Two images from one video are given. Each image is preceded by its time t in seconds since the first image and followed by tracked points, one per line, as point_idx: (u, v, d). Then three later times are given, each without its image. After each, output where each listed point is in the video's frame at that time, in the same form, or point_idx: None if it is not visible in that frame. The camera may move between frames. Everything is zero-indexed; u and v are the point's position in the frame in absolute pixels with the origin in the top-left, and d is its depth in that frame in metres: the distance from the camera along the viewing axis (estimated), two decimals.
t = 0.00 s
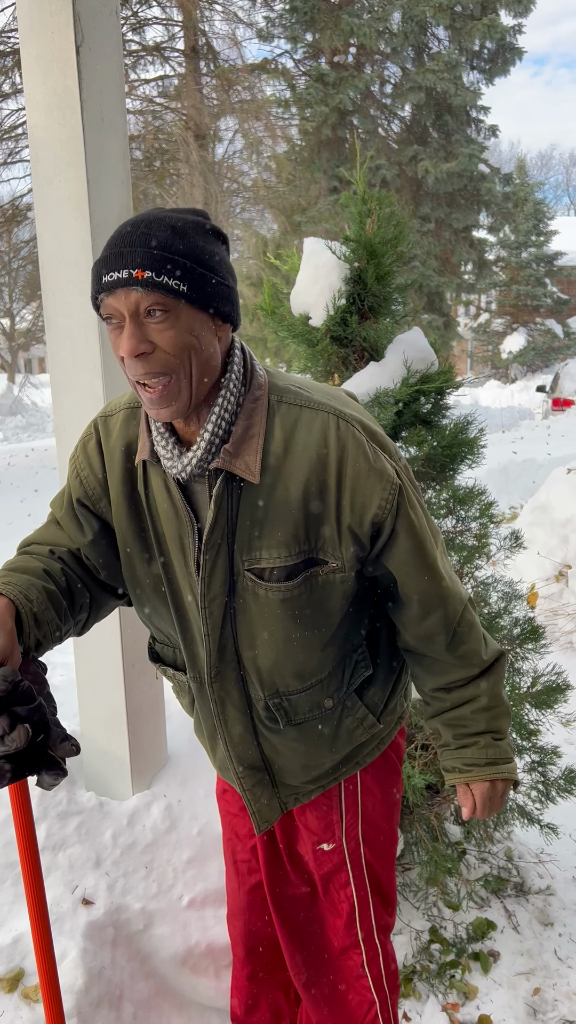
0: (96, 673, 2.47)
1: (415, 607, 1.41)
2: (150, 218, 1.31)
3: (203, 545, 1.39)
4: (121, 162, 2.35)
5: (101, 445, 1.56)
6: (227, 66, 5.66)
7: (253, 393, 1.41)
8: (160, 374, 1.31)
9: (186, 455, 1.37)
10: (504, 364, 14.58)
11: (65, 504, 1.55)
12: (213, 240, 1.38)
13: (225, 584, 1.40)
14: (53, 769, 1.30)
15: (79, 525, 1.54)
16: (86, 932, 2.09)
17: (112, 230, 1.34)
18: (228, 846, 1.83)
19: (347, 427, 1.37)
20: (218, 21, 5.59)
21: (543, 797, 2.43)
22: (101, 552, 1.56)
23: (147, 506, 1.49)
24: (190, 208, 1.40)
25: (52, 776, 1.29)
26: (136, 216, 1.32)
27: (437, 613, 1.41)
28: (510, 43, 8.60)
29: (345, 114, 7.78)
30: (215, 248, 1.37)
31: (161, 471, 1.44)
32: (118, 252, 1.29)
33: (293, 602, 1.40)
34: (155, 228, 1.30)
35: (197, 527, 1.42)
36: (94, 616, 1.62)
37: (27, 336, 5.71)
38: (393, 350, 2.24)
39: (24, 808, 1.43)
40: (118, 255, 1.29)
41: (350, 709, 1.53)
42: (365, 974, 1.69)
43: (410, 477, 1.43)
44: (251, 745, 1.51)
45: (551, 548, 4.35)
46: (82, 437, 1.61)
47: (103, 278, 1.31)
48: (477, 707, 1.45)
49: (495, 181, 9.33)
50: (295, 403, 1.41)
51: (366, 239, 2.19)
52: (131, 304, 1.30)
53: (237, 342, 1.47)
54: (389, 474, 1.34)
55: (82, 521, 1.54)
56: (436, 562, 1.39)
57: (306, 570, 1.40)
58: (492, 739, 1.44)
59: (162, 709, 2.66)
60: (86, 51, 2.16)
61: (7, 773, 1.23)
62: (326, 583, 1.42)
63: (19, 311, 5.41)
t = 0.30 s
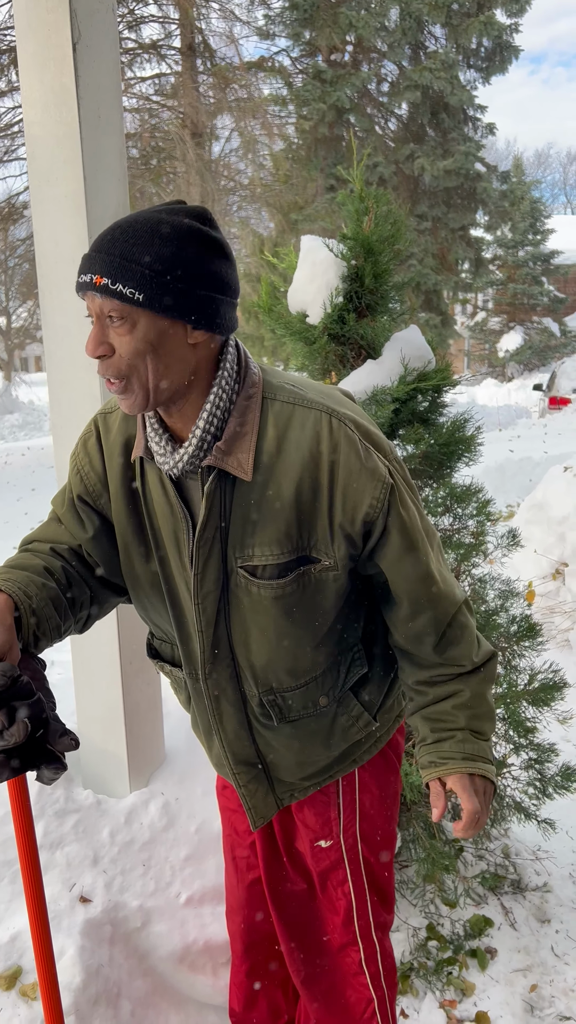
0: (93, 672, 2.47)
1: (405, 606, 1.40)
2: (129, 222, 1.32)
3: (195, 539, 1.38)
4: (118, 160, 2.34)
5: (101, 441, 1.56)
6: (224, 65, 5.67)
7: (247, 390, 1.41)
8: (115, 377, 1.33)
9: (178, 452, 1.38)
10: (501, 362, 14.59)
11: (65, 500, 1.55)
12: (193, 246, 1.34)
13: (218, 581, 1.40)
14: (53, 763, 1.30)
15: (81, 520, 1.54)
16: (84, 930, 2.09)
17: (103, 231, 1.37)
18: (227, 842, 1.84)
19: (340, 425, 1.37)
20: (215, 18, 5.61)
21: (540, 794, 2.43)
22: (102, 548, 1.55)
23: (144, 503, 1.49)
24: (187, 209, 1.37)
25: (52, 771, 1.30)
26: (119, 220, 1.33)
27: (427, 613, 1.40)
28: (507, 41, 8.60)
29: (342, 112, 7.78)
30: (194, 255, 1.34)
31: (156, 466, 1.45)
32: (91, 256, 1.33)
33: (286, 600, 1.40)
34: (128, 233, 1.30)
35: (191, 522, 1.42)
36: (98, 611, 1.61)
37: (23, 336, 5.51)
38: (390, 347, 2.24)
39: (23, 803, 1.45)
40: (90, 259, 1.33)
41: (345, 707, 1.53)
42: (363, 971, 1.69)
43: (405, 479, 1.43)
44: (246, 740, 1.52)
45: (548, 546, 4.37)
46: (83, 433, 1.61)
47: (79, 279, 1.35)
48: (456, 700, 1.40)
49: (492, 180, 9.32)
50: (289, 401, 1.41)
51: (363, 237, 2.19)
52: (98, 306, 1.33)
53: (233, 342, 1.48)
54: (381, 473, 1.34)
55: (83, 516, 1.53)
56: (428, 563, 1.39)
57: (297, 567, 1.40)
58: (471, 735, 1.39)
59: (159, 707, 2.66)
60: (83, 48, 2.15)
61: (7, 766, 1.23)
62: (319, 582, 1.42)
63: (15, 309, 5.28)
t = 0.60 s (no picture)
0: (89, 671, 2.47)
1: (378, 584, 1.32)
2: (156, 214, 1.32)
3: (195, 530, 1.38)
4: (114, 159, 2.33)
5: (100, 439, 1.56)
6: (220, 65, 5.68)
7: (246, 386, 1.41)
8: (165, 369, 1.31)
9: (182, 446, 1.38)
10: (498, 361, 14.60)
11: (64, 499, 1.56)
12: (213, 238, 1.38)
13: (217, 574, 1.40)
14: (59, 770, 1.32)
15: (81, 520, 1.54)
16: (80, 930, 2.08)
17: (116, 226, 1.35)
18: (223, 841, 1.84)
19: (333, 419, 1.35)
20: (211, 18, 5.57)
21: (536, 793, 2.43)
22: (103, 546, 1.56)
23: (144, 498, 1.48)
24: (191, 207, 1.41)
25: (58, 778, 1.32)
26: (136, 213, 1.32)
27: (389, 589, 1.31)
28: (504, 40, 8.61)
29: (339, 111, 7.79)
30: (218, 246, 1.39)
31: (158, 462, 1.44)
32: (123, 249, 1.30)
33: (276, 597, 1.41)
34: (163, 223, 1.30)
35: (192, 517, 1.41)
36: (95, 611, 1.60)
37: (18, 334, 5.71)
38: (387, 346, 2.26)
39: (26, 803, 1.44)
40: (124, 251, 1.30)
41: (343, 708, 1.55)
42: (359, 967, 1.69)
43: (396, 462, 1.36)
44: (245, 736, 1.52)
45: (544, 545, 4.37)
46: (81, 430, 1.60)
47: (109, 273, 1.31)
48: (377, 640, 1.23)
49: (488, 179, 9.31)
50: (285, 396, 1.40)
51: (360, 238, 2.20)
52: (138, 299, 1.31)
53: (233, 335, 1.47)
54: (365, 453, 1.32)
55: (83, 514, 1.54)
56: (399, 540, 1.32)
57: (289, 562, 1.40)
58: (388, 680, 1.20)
59: (156, 707, 2.65)
60: (78, 47, 2.15)
61: (15, 773, 1.25)
62: (308, 583, 1.42)
63: (11, 308, 5.44)
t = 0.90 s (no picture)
0: (85, 672, 2.46)
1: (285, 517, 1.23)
2: (162, 221, 1.31)
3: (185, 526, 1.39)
4: (108, 159, 2.33)
5: (102, 434, 1.58)
6: (217, 65, 5.67)
7: (242, 384, 1.40)
8: (192, 377, 1.31)
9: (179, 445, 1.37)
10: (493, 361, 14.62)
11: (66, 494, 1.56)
12: (214, 242, 1.40)
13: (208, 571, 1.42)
14: (69, 771, 1.30)
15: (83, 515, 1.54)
16: (75, 931, 2.08)
17: (120, 236, 1.31)
18: (219, 839, 1.84)
19: (297, 410, 1.34)
20: (207, 18, 5.56)
21: (532, 794, 2.43)
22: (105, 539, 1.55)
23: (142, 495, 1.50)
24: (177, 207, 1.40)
25: (68, 780, 1.31)
26: (142, 221, 1.30)
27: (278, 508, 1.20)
28: (500, 40, 8.62)
29: (335, 111, 7.80)
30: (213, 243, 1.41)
31: (153, 459, 1.44)
32: (142, 260, 1.28)
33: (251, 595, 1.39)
34: (173, 232, 1.30)
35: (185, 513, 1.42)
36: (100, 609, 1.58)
37: (13, 334, 5.70)
38: (382, 346, 2.25)
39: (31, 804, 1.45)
40: (144, 263, 1.28)
41: (334, 707, 1.49)
42: (355, 966, 1.68)
43: (328, 430, 1.26)
44: (236, 738, 1.51)
45: (540, 545, 4.37)
46: (84, 426, 1.63)
47: (130, 286, 1.28)
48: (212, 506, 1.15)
49: (484, 180, 9.31)
50: (270, 394, 1.39)
51: (355, 237, 2.19)
52: (162, 310, 1.30)
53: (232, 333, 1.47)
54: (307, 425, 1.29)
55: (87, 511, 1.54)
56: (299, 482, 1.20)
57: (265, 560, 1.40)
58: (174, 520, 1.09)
59: (151, 708, 2.65)
60: (73, 46, 2.14)
61: (26, 774, 1.25)
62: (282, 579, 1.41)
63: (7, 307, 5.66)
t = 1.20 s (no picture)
0: (79, 674, 2.47)
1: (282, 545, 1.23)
2: (130, 220, 1.32)
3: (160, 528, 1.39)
4: (104, 161, 2.33)
5: (90, 436, 1.59)
6: (213, 67, 5.67)
7: (218, 388, 1.41)
8: (161, 372, 1.32)
9: (155, 447, 1.39)
10: (490, 363, 14.67)
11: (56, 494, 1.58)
12: (181, 239, 1.41)
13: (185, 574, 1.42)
14: (36, 770, 1.29)
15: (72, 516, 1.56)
16: (72, 933, 2.08)
17: (89, 236, 1.32)
18: (216, 840, 1.85)
19: (282, 420, 1.34)
20: (204, 21, 5.57)
21: (528, 794, 2.44)
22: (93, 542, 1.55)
23: (125, 499, 1.50)
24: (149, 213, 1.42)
25: (35, 781, 1.29)
26: (110, 219, 1.31)
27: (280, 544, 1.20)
28: (497, 42, 8.66)
29: (332, 114, 7.81)
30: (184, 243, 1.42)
31: (133, 463, 1.46)
32: (108, 257, 1.28)
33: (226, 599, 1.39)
34: (140, 230, 1.31)
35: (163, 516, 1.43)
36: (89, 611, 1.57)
37: (10, 337, 5.72)
38: (378, 349, 2.25)
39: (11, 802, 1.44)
40: (110, 259, 1.28)
41: (312, 714, 1.49)
42: (351, 971, 1.69)
43: (320, 447, 1.27)
44: (214, 738, 1.51)
45: (536, 547, 4.37)
46: (74, 428, 1.64)
47: (98, 283, 1.29)
48: (229, 560, 1.12)
49: (481, 181, 9.30)
50: (248, 400, 1.40)
51: (351, 239, 2.20)
52: (129, 305, 1.31)
53: (208, 335, 1.47)
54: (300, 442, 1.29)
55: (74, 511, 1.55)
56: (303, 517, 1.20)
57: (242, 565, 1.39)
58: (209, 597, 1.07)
59: (147, 711, 2.65)
60: (69, 49, 2.15)
61: None
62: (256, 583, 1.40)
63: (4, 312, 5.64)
